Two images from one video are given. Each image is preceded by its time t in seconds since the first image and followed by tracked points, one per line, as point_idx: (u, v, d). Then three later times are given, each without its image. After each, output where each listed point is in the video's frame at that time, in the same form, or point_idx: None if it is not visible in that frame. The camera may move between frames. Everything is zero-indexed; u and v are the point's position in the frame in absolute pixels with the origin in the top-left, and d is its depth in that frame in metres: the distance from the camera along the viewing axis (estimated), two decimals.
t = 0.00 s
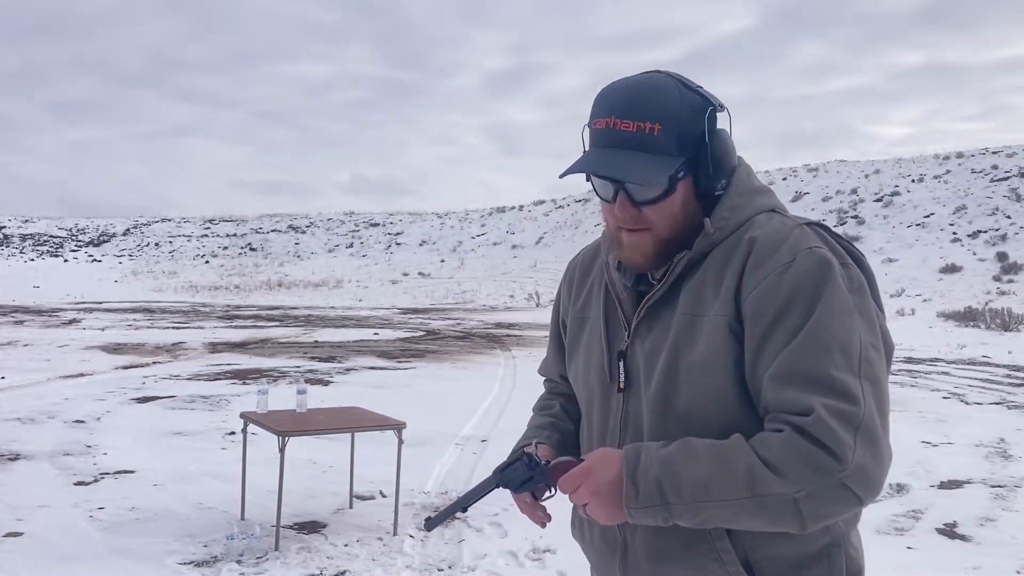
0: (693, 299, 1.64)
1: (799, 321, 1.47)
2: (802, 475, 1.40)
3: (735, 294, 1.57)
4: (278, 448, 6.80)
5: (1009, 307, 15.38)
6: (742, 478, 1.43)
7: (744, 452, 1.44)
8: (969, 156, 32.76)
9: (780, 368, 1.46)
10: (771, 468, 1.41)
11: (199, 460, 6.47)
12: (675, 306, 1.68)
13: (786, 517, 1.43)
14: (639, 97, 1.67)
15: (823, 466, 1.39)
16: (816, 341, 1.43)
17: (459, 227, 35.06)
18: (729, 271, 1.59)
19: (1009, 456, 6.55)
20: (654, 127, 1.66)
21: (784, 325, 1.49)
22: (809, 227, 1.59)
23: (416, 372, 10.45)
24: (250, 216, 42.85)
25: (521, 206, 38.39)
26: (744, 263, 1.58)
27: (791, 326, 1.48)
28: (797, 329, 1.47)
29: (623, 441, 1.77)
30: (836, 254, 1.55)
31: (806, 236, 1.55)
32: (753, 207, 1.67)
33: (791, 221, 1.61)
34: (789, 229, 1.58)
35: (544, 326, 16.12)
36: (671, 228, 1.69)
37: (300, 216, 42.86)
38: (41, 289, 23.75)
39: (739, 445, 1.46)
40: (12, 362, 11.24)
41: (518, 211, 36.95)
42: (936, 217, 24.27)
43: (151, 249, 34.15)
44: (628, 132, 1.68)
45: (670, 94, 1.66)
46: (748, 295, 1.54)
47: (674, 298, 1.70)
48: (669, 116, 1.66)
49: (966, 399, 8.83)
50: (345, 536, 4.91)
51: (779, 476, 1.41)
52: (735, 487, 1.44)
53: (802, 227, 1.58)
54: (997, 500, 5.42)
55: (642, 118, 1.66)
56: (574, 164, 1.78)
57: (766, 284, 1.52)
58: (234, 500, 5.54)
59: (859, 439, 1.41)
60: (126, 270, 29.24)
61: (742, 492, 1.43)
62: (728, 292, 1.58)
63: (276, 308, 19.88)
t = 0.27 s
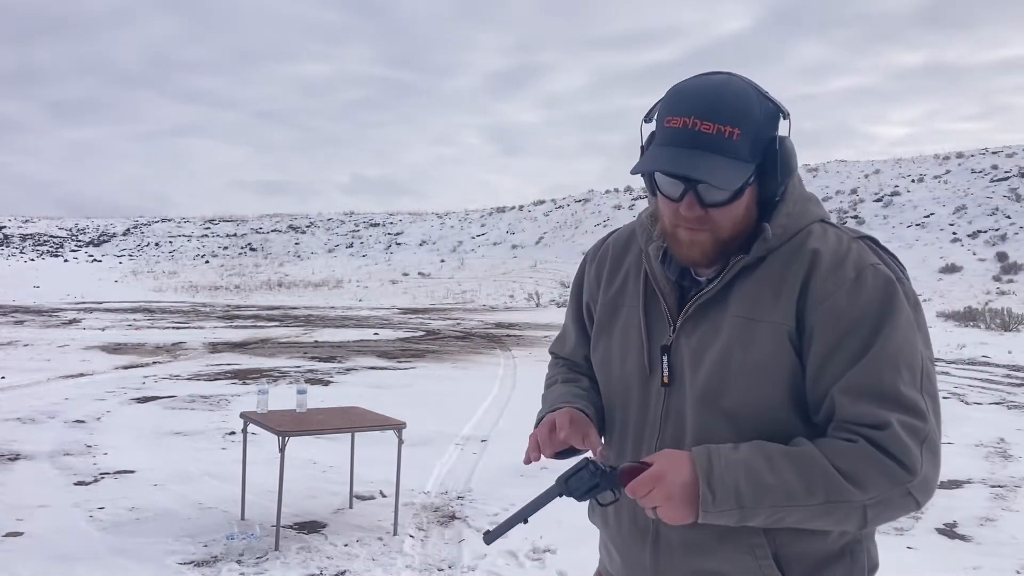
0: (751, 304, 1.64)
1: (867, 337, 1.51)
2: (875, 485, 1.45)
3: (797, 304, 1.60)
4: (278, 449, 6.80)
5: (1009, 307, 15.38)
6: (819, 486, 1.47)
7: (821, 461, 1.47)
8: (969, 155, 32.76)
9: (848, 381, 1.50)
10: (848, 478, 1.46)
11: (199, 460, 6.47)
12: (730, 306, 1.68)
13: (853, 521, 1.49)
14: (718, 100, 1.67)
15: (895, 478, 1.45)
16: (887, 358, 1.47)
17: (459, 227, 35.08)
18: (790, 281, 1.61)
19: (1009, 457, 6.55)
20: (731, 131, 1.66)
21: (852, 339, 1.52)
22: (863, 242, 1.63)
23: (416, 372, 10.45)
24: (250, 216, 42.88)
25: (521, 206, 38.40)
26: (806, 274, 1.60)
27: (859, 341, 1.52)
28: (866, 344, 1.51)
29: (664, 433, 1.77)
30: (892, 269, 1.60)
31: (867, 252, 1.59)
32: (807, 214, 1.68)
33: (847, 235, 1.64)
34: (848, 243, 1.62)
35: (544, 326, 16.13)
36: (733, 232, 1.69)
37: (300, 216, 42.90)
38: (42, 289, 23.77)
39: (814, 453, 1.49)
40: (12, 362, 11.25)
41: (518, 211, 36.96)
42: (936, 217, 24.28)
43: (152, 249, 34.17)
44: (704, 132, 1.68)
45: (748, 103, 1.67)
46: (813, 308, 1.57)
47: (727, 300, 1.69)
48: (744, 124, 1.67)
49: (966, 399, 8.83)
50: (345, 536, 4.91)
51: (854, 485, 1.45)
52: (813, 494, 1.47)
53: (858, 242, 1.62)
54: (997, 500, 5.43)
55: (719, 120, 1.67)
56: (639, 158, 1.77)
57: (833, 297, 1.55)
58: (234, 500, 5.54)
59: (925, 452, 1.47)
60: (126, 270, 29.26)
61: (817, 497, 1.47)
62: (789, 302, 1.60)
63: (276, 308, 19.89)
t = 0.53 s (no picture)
0: (749, 296, 1.74)
1: (859, 329, 1.64)
2: (869, 464, 1.57)
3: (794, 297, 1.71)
4: (278, 449, 6.80)
5: (1009, 307, 15.37)
6: (815, 464, 1.58)
7: (819, 441, 1.59)
8: (969, 156, 32.75)
9: (843, 369, 1.63)
10: (843, 456, 1.58)
11: (199, 460, 6.47)
12: (725, 298, 1.77)
13: (845, 498, 1.60)
14: (726, 95, 1.81)
15: (887, 457, 1.58)
16: (878, 348, 1.61)
17: (459, 227, 35.06)
18: (787, 275, 1.72)
19: (1009, 457, 6.54)
20: (738, 123, 1.80)
21: (845, 330, 1.65)
22: (848, 244, 1.78)
23: (416, 372, 10.45)
24: (250, 216, 42.88)
25: (521, 206, 38.39)
26: (802, 270, 1.72)
27: (851, 332, 1.65)
28: (857, 336, 1.64)
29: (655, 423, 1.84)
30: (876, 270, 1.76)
31: (853, 253, 1.74)
32: (795, 214, 1.80)
33: (835, 237, 1.78)
34: (837, 244, 1.76)
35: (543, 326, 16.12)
36: (731, 222, 1.82)
37: (300, 216, 42.91)
38: (41, 289, 23.77)
39: (811, 433, 1.60)
40: (12, 362, 11.25)
41: (518, 211, 36.95)
42: (936, 217, 24.26)
43: (151, 249, 34.17)
44: (712, 122, 1.80)
45: (753, 100, 1.82)
46: (809, 301, 1.69)
47: (722, 293, 1.78)
48: (749, 119, 1.81)
49: (966, 399, 8.83)
50: (345, 536, 4.91)
51: (849, 463, 1.57)
52: (809, 471, 1.58)
53: (844, 244, 1.77)
54: (997, 500, 5.42)
55: (726, 113, 1.80)
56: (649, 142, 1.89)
57: (828, 292, 1.67)
58: (235, 500, 5.55)
59: (911, 435, 1.61)
60: (126, 270, 29.26)
61: (812, 474, 1.58)
62: (785, 294, 1.71)
63: (276, 308, 19.88)
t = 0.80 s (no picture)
0: (703, 289, 1.79)
1: (805, 316, 1.72)
2: (826, 438, 1.63)
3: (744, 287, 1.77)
4: (278, 449, 6.80)
5: (1009, 307, 15.37)
6: (775, 443, 1.63)
7: (777, 421, 1.64)
8: (969, 155, 32.76)
9: (794, 352, 1.69)
10: (801, 434, 1.63)
11: (199, 460, 6.47)
12: (680, 293, 1.81)
13: (806, 475, 1.65)
14: (661, 96, 1.89)
15: (841, 431, 1.64)
16: (826, 331, 1.69)
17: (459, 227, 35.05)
18: (737, 266, 1.79)
19: (1009, 456, 6.54)
20: (674, 121, 1.88)
21: (793, 316, 1.73)
22: (789, 238, 1.87)
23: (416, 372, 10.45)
24: (250, 216, 42.87)
25: (522, 206, 38.39)
26: (751, 261, 1.79)
27: (799, 319, 1.72)
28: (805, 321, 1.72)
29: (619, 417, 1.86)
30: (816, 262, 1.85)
31: (794, 246, 1.84)
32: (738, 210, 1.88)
33: (777, 232, 1.88)
34: (779, 238, 1.85)
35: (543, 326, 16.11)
36: (677, 216, 1.89)
37: (300, 216, 42.90)
38: (42, 289, 23.76)
39: (769, 415, 1.66)
40: (12, 362, 11.24)
41: (518, 211, 36.94)
42: (936, 217, 24.26)
43: (152, 249, 34.16)
44: (650, 122, 1.88)
45: (685, 99, 1.90)
46: (759, 290, 1.75)
47: (677, 287, 1.83)
48: (683, 116, 1.89)
49: (966, 399, 8.83)
50: (345, 536, 4.91)
51: (807, 440, 1.63)
52: (771, 450, 1.63)
53: (786, 237, 1.86)
54: (997, 500, 5.42)
55: (663, 112, 1.88)
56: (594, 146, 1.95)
57: (776, 281, 1.75)
58: (234, 500, 5.55)
59: (862, 411, 1.67)
60: (126, 270, 29.25)
61: (772, 453, 1.63)
62: (737, 285, 1.77)
63: (276, 308, 19.87)
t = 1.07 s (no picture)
0: (679, 282, 1.80)
1: (777, 303, 1.74)
2: (801, 421, 1.65)
3: (717, 277, 1.78)
4: (278, 449, 6.80)
5: (1009, 307, 15.37)
6: (755, 428, 1.64)
7: (756, 407, 1.65)
8: (969, 155, 32.76)
9: (769, 339, 1.70)
10: (778, 418, 1.64)
11: (199, 460, 6.47)
12: (657, 286, 1.81)
13: (787, 458, 1.66)
14: (633, 91, 1.93)
15: (817, 413, 1.65)
16: (797, 316, 1.70)
17: (459, 227, 35.05)
18: (711, 255, 1.80)
19: (1009, 457, 6.54)
20: (644, 117, 1.93)
21: (764, 304, 1.74)
22: (756, 228, 1.90)
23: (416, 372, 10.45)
24: (250, 216, 42.86)
25: (521, 207, 38.39)
26: (722, 252, 1.80)
27: (770, 305, 1.74)
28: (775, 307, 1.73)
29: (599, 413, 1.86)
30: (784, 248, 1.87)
31: (762, 236, 1.86)
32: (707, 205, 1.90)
33: (744, 222, 1.90)
34: (748, 227, 1.87)
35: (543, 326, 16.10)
36: (646, 210, 1.94)
37: (300, 216, 42.90)
38: (41, 289, 23.76)
39: (748, 401, 1.66)
40: (12, 362, 11.24)
41: (518, 211, 36.93)
42: (936, 217, 24.26)
43: (151, 249, 34.16)
44: (621, 118, 1.92)
45: (655, 97, 1.95)
46: (732, 279, 1.77)
47: (652, 281, 1.83)
48: (652, 114, 1.94)
49: (966, 399, 8.83)
50: (345, 536, 4.91)
51: (784, 423, 1.64)
52: (752, 435, 1.64)
53: (753, 227, 1.88)
54: (997, 500, 5.42)
55: (632, 109, 1.92)
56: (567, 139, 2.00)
57: (748, 268, 1.76)
58: (235, 500, 5.55)
59: (836, 392, 1.69)
60: (126, 270, 29.25)
61: (752, 439, 1.64)
62: (710, 275, 1.78)
63: (276, 308, 19.87)
